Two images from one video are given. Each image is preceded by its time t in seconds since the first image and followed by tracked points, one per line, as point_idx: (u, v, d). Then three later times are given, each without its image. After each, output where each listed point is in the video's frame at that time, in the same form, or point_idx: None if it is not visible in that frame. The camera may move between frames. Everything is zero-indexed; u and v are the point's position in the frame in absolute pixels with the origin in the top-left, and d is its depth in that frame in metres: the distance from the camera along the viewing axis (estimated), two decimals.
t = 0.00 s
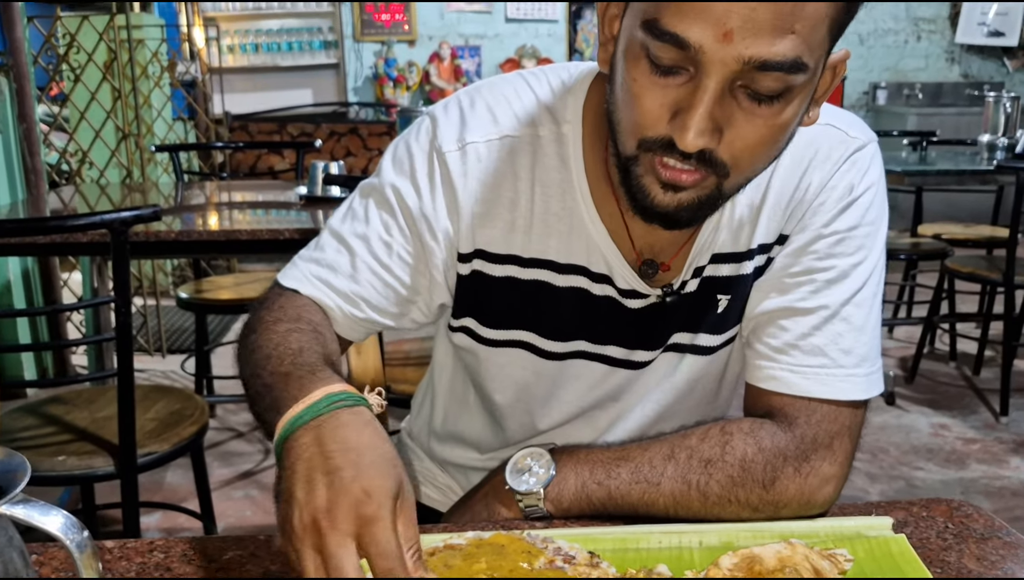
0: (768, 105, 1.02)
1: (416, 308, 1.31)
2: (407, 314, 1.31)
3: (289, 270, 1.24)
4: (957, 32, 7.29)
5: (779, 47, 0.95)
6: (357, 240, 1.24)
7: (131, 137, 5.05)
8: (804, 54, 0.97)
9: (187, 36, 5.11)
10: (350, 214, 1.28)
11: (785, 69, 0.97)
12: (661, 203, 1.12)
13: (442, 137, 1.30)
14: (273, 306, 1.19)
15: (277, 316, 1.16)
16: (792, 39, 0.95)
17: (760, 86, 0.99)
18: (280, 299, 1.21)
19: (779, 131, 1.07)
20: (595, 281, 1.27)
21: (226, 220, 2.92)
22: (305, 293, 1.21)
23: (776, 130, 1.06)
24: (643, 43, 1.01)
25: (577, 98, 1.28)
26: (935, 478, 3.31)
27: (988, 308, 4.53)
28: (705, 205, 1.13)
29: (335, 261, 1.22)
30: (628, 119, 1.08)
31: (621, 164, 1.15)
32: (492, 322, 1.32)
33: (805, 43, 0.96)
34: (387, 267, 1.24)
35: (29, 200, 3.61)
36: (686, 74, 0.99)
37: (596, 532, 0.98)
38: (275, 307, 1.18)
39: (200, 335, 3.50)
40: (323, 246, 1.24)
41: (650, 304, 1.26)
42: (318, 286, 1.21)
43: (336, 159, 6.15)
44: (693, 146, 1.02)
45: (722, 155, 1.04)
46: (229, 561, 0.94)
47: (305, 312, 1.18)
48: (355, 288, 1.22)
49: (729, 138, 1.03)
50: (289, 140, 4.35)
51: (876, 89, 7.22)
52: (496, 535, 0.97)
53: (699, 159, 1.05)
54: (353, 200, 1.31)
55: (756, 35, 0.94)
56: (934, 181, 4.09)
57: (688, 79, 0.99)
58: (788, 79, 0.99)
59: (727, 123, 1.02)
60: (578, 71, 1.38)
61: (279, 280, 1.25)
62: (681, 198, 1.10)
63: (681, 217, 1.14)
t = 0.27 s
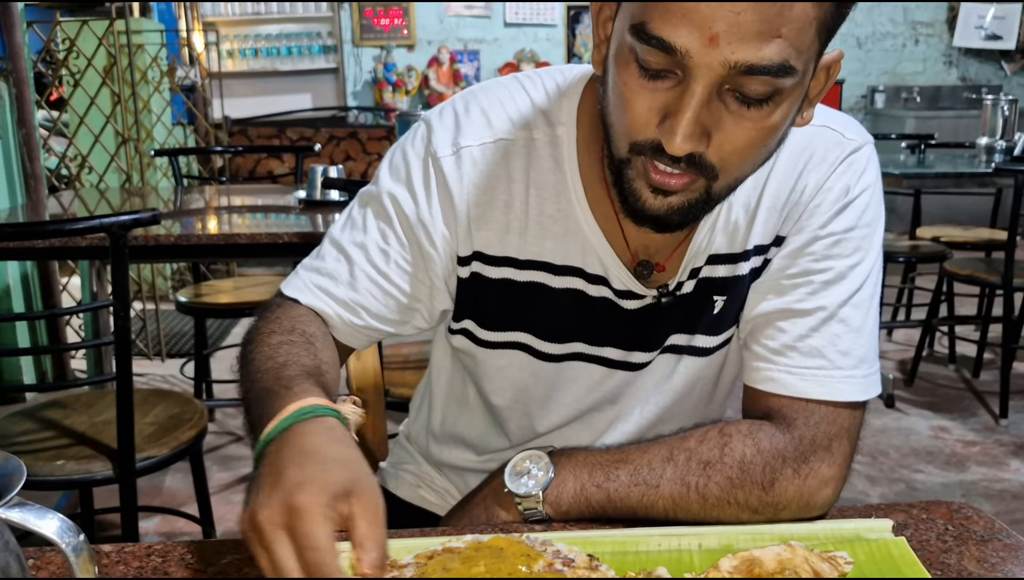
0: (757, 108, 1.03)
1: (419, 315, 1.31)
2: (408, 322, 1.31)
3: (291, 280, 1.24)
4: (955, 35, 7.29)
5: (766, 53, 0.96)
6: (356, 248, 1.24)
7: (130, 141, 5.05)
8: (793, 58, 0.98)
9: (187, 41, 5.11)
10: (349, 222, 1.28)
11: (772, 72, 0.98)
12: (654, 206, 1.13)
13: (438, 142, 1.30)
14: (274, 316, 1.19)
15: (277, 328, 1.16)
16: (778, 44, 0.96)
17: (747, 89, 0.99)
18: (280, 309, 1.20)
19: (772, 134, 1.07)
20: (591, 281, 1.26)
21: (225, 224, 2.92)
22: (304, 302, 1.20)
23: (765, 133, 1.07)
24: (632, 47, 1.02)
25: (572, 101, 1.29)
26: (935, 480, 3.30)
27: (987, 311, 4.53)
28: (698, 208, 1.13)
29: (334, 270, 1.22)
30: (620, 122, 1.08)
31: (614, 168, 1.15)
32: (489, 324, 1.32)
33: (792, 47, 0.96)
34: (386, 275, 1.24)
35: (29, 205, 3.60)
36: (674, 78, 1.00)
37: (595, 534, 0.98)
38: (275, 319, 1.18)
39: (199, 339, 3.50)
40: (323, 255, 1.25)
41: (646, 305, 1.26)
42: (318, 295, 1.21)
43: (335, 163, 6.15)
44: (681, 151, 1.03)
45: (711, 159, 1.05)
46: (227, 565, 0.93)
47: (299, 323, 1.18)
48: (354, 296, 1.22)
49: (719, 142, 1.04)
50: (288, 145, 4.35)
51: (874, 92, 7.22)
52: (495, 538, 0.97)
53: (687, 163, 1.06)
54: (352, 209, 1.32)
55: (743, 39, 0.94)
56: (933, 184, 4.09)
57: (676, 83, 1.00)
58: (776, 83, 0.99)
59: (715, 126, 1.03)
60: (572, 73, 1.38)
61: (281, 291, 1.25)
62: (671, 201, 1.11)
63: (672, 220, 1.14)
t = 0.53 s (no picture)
0: (751, 118, 1.03)
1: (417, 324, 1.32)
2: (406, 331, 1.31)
3: (292, 285, 1.24)
4: (953, 38, 7.31)
5: (758, 66, 0.96)
6: (353, 256, 1.24)
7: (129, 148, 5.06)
8: (786, 69, 0.98)
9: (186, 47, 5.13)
10: (348, 230, 1.29)
11: (766, 85, 0.98)
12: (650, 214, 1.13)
13: (433, 149, 1.31)
14: (275, 317, 1.20)
15: (283, 326, 1.17)
16: (771, 57, 0.96)
17: (741, 100, 1.00)
18: (284, 309, 1.21)
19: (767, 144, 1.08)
20: (589, 286, 1.27)
21: (225, 230, 2.92)
22: (306, 302, 1.21)
23: (761, 142, 1.07)
24: (626, 58, 1.02)
25: (568, 108, 1.29)
26: (936, 483, 3.30)
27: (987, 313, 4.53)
28: (695, 215, 1.13)
29: (333, 276, 1.23)
30: (616, 131, 1.09)
31: (611, 176, 1.15)
32: (489, 329, 1.32)
33: (785, 60, 0.97)
34: (383, 282, 1.24)
35: (28, 211, 3.61)
36: (668, 89, 1.00)
37: (596, 539, 0.98)
38: (277, 318, 1.19)
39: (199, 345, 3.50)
40: (322, 262, 1.25)
41: (645, 308, 1.26)
42: (318, 300, 1.21)
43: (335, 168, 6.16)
44: (676, 162, 1.03)
45: (707, 168, 1.05)
46: (229, 571, 0.93)
47: (301, 317, 1.19)
48: (353, 303, 1.22)
49: (713, 152, 1.04)
50: (287, 150, 4.35)
51: (872, 95, 7.22)
52: (497, 543, 0.97)
53: (682, 172, 1.06)
54: (351, 217, 1.32)
55: (735, 53, 0.95)
56: (931, 187, 4.09)
57: (671, 94, 1.00)
58: (769, 94, 1.00)
59: (710, 137, 1.03)
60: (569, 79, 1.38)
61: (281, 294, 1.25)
62: (667, 210, 1.11)
63: (668, 227, 1.14)
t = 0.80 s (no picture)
0: (751, 123, 1.03)
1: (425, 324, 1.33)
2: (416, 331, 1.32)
3: (299, 286, 1.26)
4: (950, 38, 7.31)
5: (757, 73, 0.96)
6: (358, 259, 1.26)
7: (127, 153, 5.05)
8: (785, 74, 0.97)
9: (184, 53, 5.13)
10: (350, 233, 1.30)
11: (765, 91, 0.98)
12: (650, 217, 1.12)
13: (432, 152, 1.30)
14: (292, 319, 1.22)
15: (303, 328, 1.19)
16: (769, 64, 0.96)
17: (740, 106, 0.99)
18: (298, 309, 1.23)
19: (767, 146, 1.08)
20: (591, 286, 1.26)
21: (225, 234, 2.92)
22: (320, 301, 1.23)
23: (761, 146, 1.06)
24: (624, 62, 1.02)
25: (568, 108, 1.29)
26: (938, 481, 3.30)
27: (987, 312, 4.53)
28: (695, 218, 1.13)
29: (340, 279, 1.25)
30: (615, 134, 1.08)
31: (611, 179, 1.15)
32: (492, 331, 1.31)
33: (784, 65, 0.96)
34: (390, 284, 1.26)
35: (27, 217, 3.60)
36: (667, 94, 1.00)
37: (601, 540, 0.97)
38: (298, 319, 1.21)
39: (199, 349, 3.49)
40: (328, 264, 1.27)
41: (647, 309, 1.26)
42: (329, 302, 1.23)
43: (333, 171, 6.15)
44: (674, 168, 1.03)
45: (705, 173, 1.05)
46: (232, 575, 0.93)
47: (328, 320, 1.21)
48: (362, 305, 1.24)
49: (712, 156, 1.04)
50: (285, 154, 4.35)
51: (870, 94, 7.22)
52: (501, 546, 0.97)
53: (681, 179, 1.06)
54: (352, 219, 1.33)
55: (733, 59, 0.94)
56: (931, 186, 4.09)
57: (670, 99, 1.00)
58: (769, 99, 0.99)
59: (709, 142, 1.03)
60: (569, 78, 1.37)
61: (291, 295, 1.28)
62: (667, 214, 1.11)
63: (667, 232, 1.14)
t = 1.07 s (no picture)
0: (745, 117, 1.02)
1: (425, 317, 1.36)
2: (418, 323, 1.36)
3: (302, 288, 1.29)
4: (947, 33, 7.31)
5: (752, 66, 0.95)
6: (359, 259, 1.28)
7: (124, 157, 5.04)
8: (781, 68, 0.97)
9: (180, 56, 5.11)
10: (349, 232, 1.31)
11: (761, 84, 0.97)
12: (643, 212, 1.12)
13: (426, 149, 1.30)
14: (301, 322, 1.24)
15: (317, 330, 1.21)
16: (765, 57, 0.95)
17: (735, 99, 0.99)
18: (307, 311, 1.26)
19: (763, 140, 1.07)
20: (587, 281, 1.26)
21: (223, 237, 2.91)
22: (328, 302, 1.26)
23: (756, 139, 1.06)
24: (619, 54, 1.01)
25: (562, 102, 1.28)
26: (940, 476, 3.29)
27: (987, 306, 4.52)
28: (689, 214, 1.12)
29: (343, 280, 1.27)
30: (608, 128, 1.08)
31: (605, 173, 1.14)
32: (489, 328, 1.31)
33: (779, 59, 0.96)
34: (391, 282, 1.28)
35: (24, 222, 3.59)
36: (662, 87, 0.99)
37: (599, 536, 0.96)
38: (310, 322, 1.23)
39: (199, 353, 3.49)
40: (330, 265, 1.29)
41: (644, 303, 1.25)
42: (335, 303, 1.26)
43: (330, 173, 6.13)
44: (669, 162, 1.02)
45: (700, 168, 1.04)
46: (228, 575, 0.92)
47: (341, 321, 1.24)
48: (367, 304, 1.27)
49: (707, 151, 1.03)
50: (283, 157, 4.33)
51: (868, 90, 7.21)
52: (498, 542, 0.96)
53: (675, 172, 1.05)
54: (350, 218, 1.34)
55: (729, 52, 0.94)
56: (929, 180, 4.09)
57: (665, 92, 0.99)
58: (764, 93, 0.99)
59: (704, 135, 1.02)
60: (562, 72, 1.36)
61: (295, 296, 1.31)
62: (662, 208, 1.10)
63: (662, 226, 1.13)
